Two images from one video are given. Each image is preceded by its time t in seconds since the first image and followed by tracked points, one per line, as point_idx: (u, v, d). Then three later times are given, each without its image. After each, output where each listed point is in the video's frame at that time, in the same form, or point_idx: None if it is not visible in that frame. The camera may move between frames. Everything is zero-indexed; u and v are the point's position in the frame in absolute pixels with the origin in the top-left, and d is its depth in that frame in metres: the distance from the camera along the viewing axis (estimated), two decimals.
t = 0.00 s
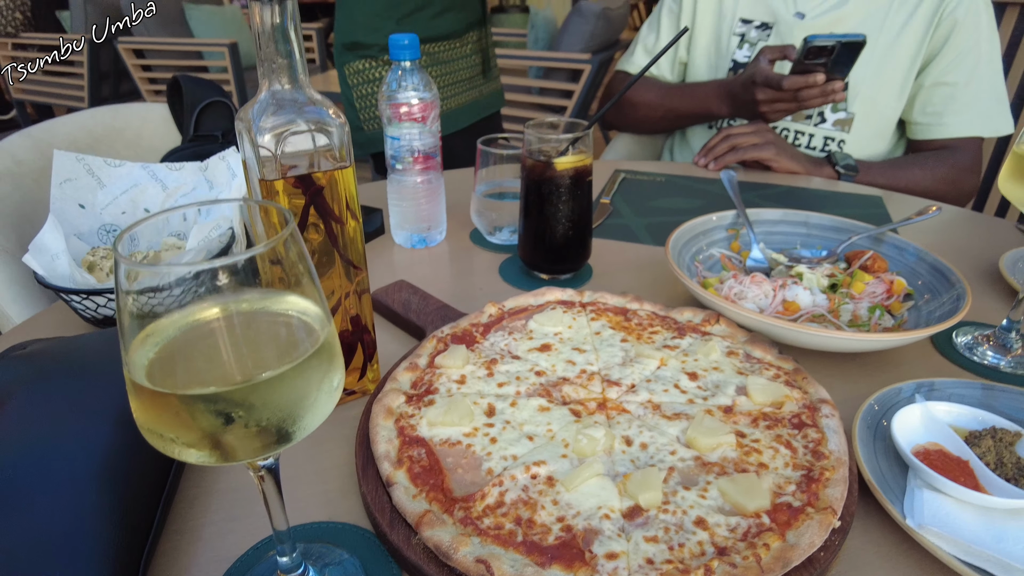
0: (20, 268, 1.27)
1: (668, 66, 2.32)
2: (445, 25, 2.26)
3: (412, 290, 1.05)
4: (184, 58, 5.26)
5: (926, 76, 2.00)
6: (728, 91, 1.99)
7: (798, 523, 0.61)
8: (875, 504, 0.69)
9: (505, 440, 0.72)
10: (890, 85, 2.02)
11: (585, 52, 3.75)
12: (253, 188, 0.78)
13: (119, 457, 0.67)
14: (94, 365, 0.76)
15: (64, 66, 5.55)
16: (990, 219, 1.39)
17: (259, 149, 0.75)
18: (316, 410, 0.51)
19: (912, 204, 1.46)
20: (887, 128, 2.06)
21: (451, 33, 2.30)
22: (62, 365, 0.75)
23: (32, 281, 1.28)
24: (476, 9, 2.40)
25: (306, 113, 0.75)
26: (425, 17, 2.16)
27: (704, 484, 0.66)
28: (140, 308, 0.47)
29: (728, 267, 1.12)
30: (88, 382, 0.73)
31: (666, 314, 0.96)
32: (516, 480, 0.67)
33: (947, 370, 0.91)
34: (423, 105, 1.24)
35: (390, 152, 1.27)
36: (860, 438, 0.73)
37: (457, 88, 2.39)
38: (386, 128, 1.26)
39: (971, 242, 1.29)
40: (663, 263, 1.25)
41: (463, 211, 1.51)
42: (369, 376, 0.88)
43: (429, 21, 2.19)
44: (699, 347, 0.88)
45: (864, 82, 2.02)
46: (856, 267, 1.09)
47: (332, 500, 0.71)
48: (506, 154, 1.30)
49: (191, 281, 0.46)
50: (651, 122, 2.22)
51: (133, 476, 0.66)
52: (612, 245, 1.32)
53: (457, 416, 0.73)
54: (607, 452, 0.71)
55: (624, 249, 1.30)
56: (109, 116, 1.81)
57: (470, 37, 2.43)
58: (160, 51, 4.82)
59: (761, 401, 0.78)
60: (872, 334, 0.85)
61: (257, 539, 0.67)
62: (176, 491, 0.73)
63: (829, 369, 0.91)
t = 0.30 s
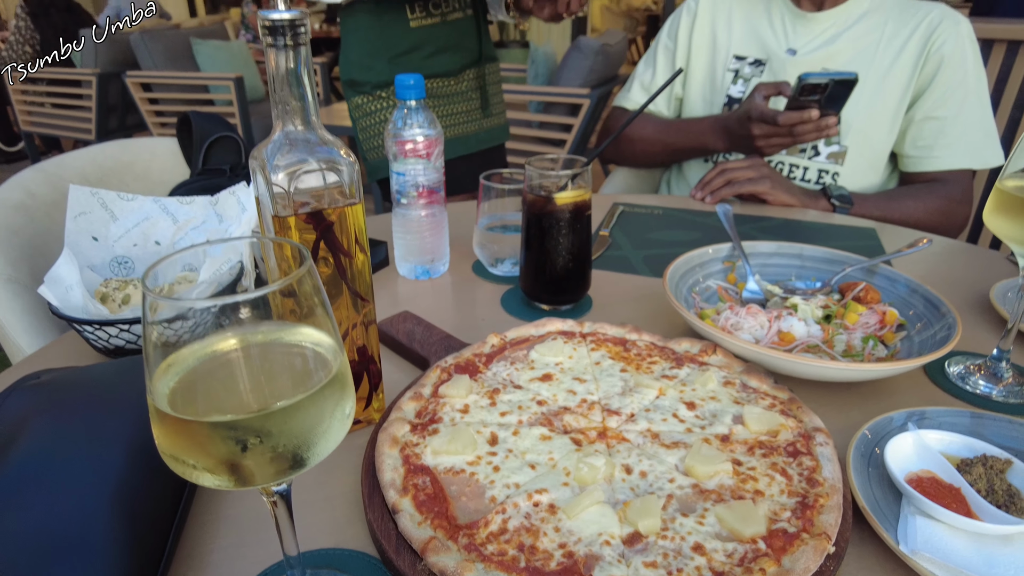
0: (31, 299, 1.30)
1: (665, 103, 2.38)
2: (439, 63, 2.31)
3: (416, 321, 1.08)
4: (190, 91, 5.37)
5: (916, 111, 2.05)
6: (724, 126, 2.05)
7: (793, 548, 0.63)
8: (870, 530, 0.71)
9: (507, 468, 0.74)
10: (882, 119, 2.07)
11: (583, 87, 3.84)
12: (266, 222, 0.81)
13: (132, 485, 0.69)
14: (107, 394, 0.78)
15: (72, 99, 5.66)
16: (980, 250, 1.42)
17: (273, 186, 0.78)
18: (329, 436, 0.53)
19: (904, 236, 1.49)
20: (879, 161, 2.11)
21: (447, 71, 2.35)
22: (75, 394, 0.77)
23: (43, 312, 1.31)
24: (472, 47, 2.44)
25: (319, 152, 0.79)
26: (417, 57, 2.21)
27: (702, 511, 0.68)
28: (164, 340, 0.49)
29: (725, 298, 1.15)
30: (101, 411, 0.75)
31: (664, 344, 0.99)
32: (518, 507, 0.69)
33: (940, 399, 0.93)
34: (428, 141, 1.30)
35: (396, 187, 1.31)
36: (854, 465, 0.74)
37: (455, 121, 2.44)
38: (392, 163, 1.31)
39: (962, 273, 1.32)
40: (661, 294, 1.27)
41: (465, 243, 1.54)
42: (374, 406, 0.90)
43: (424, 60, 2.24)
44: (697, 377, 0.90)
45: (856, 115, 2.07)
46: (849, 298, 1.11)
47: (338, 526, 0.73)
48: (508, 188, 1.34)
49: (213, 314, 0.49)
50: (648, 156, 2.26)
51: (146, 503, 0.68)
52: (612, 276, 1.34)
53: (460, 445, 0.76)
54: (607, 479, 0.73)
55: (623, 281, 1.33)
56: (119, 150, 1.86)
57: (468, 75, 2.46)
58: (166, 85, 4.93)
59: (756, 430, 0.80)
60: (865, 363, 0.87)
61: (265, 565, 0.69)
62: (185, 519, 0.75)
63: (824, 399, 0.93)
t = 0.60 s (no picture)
0: (32, 335, 1.30)
1: (661, 142, 2.42)
2: (443, 104, 2.34)
3: (415, 357, 1.08)
4: (195, 128, 5.47)
5: (909, 149, 2.08)
6: (720, 163, 2.07)
7: None
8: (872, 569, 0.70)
9: (505, 507, 0.74)
10: (875, 156, 2.10)
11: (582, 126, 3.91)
12: (267, 259, 0.82)
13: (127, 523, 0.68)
14: (104, 429, 0.78)
15: (78, 136, 5.77)
16: (976, 285, 1.43)
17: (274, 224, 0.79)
18: (325, 475, 0.53)
19: (900, 271, 1.50)
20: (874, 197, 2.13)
21: (451, 112, 2.38)
22: (73, 427, 0.77)
23: (42, 347, 1.31)
24: (476, 90, 2.47)
25: (320, 192, 0.80)
26: (421, 97, 2.24)
27: (701, 549, 0.67)
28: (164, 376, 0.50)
29: (722, 334, 1.15)
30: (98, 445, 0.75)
31: (662, 381, 0.99)
32: (516, 547, 0.68)
33: (940, 436, 0.93)
34: (428, 180, 1.32)
35: (397, 224, 1.34)
36: (854, 503, 0.74)
37: (458, 159, 2.46)
38: (393, 201, 1.33)
39: (960, 309, 1.33)
40: (660, 330, 1.28)
41: (464, 279, 1.55)
42: (371, 443, 0.90)
43: (429, 101, 2.28)
44: (695, 414, 0.90)
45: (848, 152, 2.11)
46: (846, 334, 1.12)
47: (333, 566, 0.72)
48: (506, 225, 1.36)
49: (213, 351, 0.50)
50: (645, 193, 2.29)
51: (139, 541, 0.67)
52: (610, 312, 1.35)
53: (458, 483, 0.75)
54: (605, 518, 0.72)
55: (622, 317, 1.33)
56: (123, 187, 1.89)
57: (472, 116, 2.49)
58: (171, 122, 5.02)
59: (755, 467, 0.79)
60: (863, 400, 0.87)
61: None
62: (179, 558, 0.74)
63: (823, 435, 0.92)
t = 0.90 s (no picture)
0: (32, 357, 1.30)
1: (662, 167, 2.43)
2: (458, 134, 2.34)
3: (416, 379, 1.08)
4: (197, 153, 5.53)
5: (907, 173, 2.10)
6: (721, 189, 2.09)
7: None
8: None
9: (508, 532, 0.73)
10: (874, 180, 2.12)
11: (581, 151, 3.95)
12: (269, 280, 0.82)
13: (125, 548, 0.67)
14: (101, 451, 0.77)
15: (82, 160, 5.83)
16: (977, 307, 1.43)
17: (277, 246, 0.79)
18: (328, 498, 0.52)
19: (901, 294, 1.51)
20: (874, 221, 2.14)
21: (466, 142, 2.38)
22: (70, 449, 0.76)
23: (42, 370, 1.30)
24: (493, 121, 2.47)
25: (323, 215, 0.80)
26: (435, 128, 2.25)
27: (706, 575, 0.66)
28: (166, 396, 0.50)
29: (725, 357, 1.15)
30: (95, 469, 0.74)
31: (666, 404, 0.98)
32: (519, 572, 0.67)
33: (947, 458, 0.92)
34: (430, 204, 1.32)
35: (399, 247, 1.34)
36: (862, 526, 0.73)
37: (472, 190, 2.46)
38: (395, 224, 1.33)
39: (961, 330, 1.33)
40: (662, 352, 1.27)
41: (465, 301, 1.55)
42: (373, 467, 0.89)
43: (442, 131, 2.29)
44: (699, 437, 0.89)
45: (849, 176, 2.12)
46: (849, 356, 1.11)
47: None
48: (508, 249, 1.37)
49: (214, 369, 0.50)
50: (647, 218, 2.30)
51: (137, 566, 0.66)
52: (612, 335, 1.35)
53: (460, 507, 0.74)
54: (610, 543, 0.71)
55: (623, 339, 1.33)
56: (126, 210, 1.90)
57: (488, 146, 2.49)
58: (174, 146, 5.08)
59: (760, 491, 0.78)
60: (867, 422, 0.86)
61: None
62: None
63: (828, 458, 0.92)
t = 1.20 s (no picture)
0: (27, 368, 1.29)
1: (664, 180, 2.42)
2: (487, 152, 2.13)
3: (415, 392, 1.07)
4: (198, 165, 5.54)
5: (907, 185, 2.09)
6: (729, 200, 2.10)
7: None
8: None
9: (508, 547, 0.71)
10: (876, 191, 2.11)
11: (581, 163, 3.96)
12: (267, 288, 0.81)
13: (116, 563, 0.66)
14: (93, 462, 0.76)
15: (83, 173, 5.85)
16: (981, 319, 1.42)
17: (274, 255, 0.79)
18: (324, 512, 0.50)
19: (904, 305, 1.49)
20: (876, 233, 2.13)
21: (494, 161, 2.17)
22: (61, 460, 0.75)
23: (37, 381, 1.29)
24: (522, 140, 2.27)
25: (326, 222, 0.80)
26: (460, 144, 2.05)
27: None
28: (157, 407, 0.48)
29: (728, 369, 1.14)
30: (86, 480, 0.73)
31: (668, 416, 0.96)
32: None
33: (954, 471, 0.90)
34: (430, 214, 1.33)
35: (398, 257, 1.33)
36: (869, 540, 0.71)
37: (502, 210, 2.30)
38: (394, 235, 1.33)
39: (966, 342, 1.31)
40: (664, 364, 1.26)
41: (464, 312, 1.54)
42: (370, 480, 0.88)
43: (469, 150, 2.09)
44: (703, 450, 0.87)
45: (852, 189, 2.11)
46: (854, 367, 1.10)
47: None
48: (511, 259, 1.35)
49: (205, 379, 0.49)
50: (649, 230, 2.29)
51: None
52: (613, 346, 1.34)
53: (459, 522, 0.73)
54: (612, 558, 0.70)
55: (624, 351, 1.32)
56: (124, 221, 1.90)
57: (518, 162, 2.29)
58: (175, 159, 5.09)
59: (765, 504, 0.77)
60: (873, 434, 0.85)
61: None
62: None
63: (833, 471, 0.90)
